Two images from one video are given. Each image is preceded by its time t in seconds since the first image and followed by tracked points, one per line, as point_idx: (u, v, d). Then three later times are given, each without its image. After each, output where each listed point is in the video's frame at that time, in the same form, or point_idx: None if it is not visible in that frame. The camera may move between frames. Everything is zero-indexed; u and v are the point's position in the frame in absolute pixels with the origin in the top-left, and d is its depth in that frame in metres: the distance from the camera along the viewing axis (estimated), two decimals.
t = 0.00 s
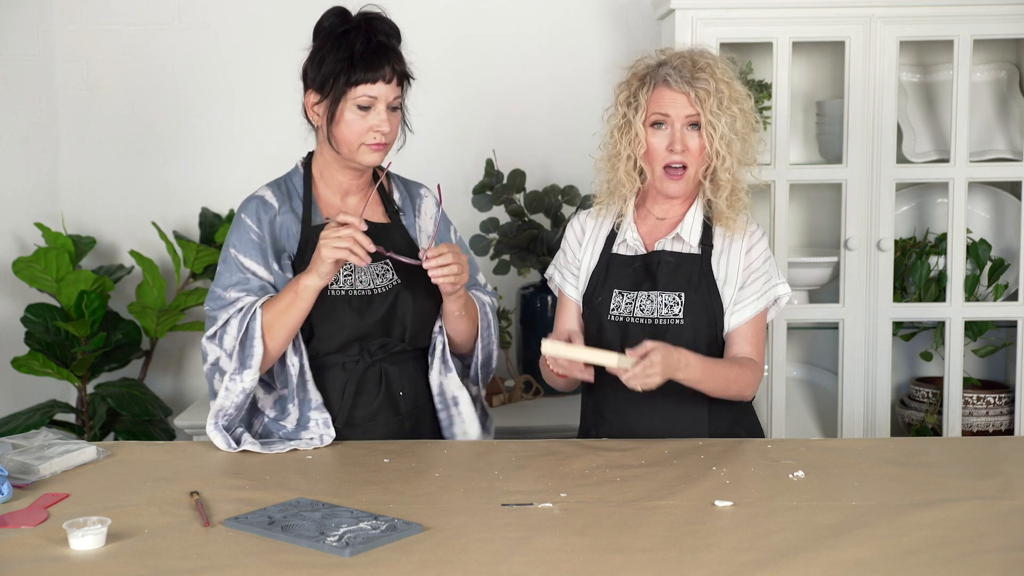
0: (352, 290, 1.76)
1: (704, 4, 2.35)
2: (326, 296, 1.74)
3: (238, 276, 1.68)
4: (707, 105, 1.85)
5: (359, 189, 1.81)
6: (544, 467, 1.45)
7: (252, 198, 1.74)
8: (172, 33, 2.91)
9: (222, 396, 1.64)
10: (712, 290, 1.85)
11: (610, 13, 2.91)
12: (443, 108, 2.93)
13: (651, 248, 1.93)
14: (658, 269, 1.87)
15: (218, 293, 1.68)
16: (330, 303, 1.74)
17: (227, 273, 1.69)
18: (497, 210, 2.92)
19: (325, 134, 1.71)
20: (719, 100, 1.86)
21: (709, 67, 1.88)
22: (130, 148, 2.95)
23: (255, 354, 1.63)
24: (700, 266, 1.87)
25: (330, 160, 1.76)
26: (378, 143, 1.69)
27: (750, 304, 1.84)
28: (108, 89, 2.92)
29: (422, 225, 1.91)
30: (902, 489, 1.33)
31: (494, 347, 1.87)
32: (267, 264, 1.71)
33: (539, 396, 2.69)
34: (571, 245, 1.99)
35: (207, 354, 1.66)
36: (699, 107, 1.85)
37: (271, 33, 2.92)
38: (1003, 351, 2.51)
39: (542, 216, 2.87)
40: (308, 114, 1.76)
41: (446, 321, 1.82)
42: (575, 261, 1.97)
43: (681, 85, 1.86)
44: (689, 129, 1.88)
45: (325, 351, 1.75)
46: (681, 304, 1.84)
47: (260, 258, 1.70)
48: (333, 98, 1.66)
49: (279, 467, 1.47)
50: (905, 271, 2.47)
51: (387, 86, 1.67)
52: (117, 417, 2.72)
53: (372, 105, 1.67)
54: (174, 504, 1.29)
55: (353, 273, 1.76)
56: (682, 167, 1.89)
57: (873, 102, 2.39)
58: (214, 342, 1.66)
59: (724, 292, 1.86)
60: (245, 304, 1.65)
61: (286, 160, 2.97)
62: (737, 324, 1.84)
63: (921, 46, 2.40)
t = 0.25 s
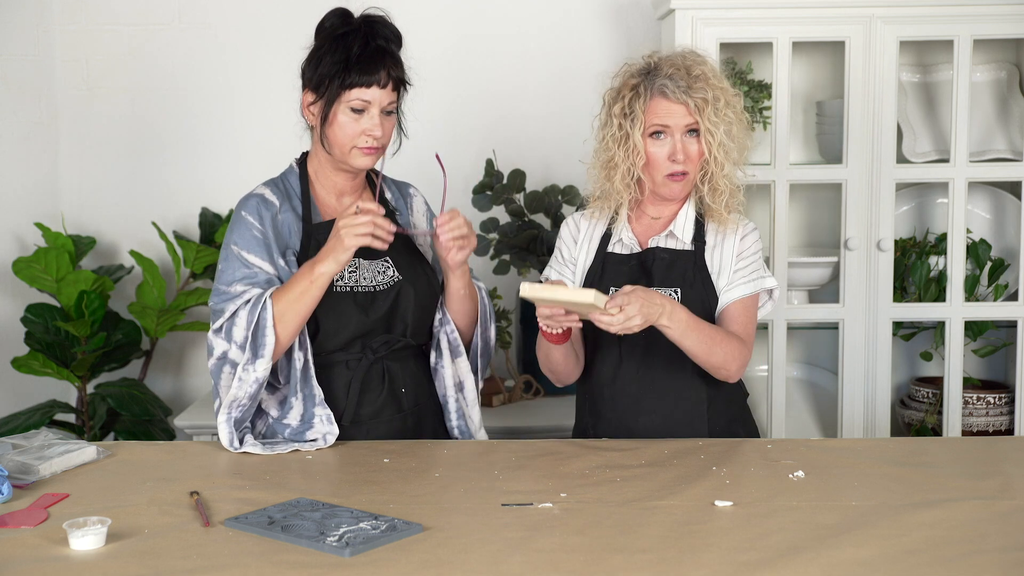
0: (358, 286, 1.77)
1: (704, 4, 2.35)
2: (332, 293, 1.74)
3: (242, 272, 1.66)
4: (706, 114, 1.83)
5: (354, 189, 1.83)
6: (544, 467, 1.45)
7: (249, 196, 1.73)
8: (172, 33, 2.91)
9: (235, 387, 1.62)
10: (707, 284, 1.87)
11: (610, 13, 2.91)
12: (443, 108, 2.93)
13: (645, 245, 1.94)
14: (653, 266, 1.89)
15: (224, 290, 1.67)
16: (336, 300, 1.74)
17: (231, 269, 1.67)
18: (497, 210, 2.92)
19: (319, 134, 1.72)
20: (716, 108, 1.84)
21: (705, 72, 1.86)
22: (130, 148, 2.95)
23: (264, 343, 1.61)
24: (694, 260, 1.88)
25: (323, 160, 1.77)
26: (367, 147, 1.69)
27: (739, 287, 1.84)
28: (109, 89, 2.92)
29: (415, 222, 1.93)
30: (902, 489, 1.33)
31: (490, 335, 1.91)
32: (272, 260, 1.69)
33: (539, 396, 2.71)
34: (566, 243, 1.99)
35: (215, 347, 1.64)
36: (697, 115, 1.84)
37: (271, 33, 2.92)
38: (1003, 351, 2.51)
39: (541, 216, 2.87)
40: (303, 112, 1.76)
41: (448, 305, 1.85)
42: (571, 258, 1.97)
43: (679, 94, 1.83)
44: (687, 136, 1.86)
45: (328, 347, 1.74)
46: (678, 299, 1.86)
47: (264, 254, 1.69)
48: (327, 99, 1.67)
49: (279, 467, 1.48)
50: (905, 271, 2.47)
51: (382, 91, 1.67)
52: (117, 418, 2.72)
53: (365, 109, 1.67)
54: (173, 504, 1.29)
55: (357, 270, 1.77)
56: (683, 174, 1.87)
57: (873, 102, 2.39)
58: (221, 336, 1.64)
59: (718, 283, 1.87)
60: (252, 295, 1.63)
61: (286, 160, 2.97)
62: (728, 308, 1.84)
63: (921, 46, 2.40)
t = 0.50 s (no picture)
0: (352, 283, 1.77)
1: (704, 4, 2.35)
2: (326, 291, 1.74)
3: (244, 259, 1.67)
4: (701, 127, 1.84)
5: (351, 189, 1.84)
6: (544, 468, 1.45)
7: (247, 192, 1.74)
8: (172, 33, 2.91)
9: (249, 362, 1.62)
10: (701, 286, 1.86)
11: (610, 13, 2.91)
12: (442, 109, 2.93)
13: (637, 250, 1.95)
14: (648, 267, 1.88)
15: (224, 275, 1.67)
16: (330, 298, 1.74)
17: (230, 256, 1.68)
18: (497, 211, 2.92)
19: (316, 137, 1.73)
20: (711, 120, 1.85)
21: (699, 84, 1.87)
22: (130, 148, 2.95)
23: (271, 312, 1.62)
24: (689, 262, 1.88)
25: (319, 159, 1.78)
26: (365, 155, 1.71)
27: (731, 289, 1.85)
28: (108, 89, 2.92)
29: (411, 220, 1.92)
30: (902, 489, 1.33)
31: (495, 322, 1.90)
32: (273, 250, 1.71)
33: (539, 396, 2.71)
34: (561, 249, 2.00)
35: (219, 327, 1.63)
36: (693, 129, 1.84)
37: (271, 33, 2.92)
38: (1003, 351, 2.51)
39: (541, 216, 2.87)
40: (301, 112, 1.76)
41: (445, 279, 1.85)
42: (566, 264, 1.98)
43: (675, 108, 1.83)
44: (683, 150, 1.86)
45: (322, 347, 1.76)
46: (673, 301, 1.85)
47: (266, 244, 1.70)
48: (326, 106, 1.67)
49: (280, 467, 1.48)
50: (904, 271, 2.47)
51: (381, 101, 1.68)
52: (117, 417, 2.72)
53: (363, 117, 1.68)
54: (173, 504, 1.29)
55: (353, 267, 1.77)
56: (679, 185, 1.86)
57: (873, 102, 2.39)
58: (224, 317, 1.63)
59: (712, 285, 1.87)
60: (254, 272, 1.65)
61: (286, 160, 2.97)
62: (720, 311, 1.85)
63: (921, 45, 2.40)
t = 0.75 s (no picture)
0: (345, 282, 1.77)
1: (704, 4, 2.35)
2: (317, 291, 1.75)
3: (240, 253, 1.67)
4: (696, 133, 1.84)
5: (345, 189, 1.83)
6: (544, 468, 1.45)
7: (242, 191, 1.75)
8: (171, 33, 2.91)
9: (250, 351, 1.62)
10: (699, 290, 1.87)
11: (610, 13, 2.91)
12: (442, 109, 2.93)
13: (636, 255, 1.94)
14: (646, 271, 1.88)
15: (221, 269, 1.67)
16: (324, 297, 1.74)
17: (227, 252, 1.68)
18: (497, 211, 2.92)
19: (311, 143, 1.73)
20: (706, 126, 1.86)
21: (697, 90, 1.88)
22: (130, 148, 2.95)
23: (267, 297, 1.61)
24: (687, 268, 1.88)
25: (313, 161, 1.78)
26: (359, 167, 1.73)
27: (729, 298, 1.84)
28: (109, 89, 2.92)
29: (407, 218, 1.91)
30: (902, 489, 1.33)
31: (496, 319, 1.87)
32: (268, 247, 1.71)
33: (539, 396, 2.72)
34: (559, 253, 1.98)
35: (218, 318, 1.63)
36: (688, 134, 1.85)
37: (272, 33, 2.92)
38: (1003, 351, 2.51)
39: (541, 216, 2.87)
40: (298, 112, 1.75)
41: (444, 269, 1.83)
42: (564, 266, 1.96)
43: (670, 112, 1.84)
44: (677, 155, 1.87)
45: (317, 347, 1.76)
46: (669, 304, 1.85)
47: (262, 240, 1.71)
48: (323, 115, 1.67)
49: (279, 467, 1.48)
50: (904, 271, 2.47)
51: (379, 114, 1.68)
52: (117, 417, 2.72)
53: (359, 130, 1.69)
54: (174, 504, 1.29)
55: (348, 265, 1.77)
56: (672, 191, 1.88)
57: (873, 103, 2.39)
58: (221, 308, 1.63)
59: (710, 292, 1.87)
60: (248, 263, 1.64)
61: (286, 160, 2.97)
62: (717, 318, 1.84)
63: (921, 46, 2.40)
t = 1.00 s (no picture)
0: (342, 281, 1.76)
1: (704, 4, 2.35)
2: (315, 290, 1.74)
3: (238, 252, 1.67)
4: (679, 120, 1.85)
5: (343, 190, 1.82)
6: (544, 467, 1.45)
7: (238, 190, 1.75)
8: (171, 33, 2.91)
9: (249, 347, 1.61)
10: (697, 289, 1.87)
11: (610, 13, 2.91)
12: (442, 109, 2.93)
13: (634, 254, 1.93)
14: (643, 269, 1.88)
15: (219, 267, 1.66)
16: (322, 297, 1.74)
17: (223, 250, 1.67)
18: (497, 211, 2.92)
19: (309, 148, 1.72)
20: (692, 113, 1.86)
21: (690, 81, 1.89)
22: (130, 148, 2.95)
23: (265, 292, 1.61)
24: (685, 266, 1.88)
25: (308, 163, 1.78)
26: (354, 171, 1.74)
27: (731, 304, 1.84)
28: (109, 89, 2.92)
29: (405, 219, 1.91)
30: (902, 489, 1.33)
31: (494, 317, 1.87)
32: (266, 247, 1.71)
33: (539, 396, 2.72)
34: (555, 250, 1.99)
35: (216, 314, 1.62)
36: (671, 121, 1.86)
37: (272, 33, 2.92)
38: (1003, 352, 2.51)
39: (541, 216, 2.87)
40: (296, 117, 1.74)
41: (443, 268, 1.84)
42: (560, 264, 1.98)
43: (657, 97, 1.86)
44: (660, 141, 1.88)
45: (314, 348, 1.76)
46: (667, 303, 1.85)
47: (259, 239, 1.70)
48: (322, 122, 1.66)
49: (279, 467, 1.48)
50: (905, 271, 2.47)
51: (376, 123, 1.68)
52: (117, 417, 2.72)
53: (356, 137, 1.68)
54: (174, 504, 1.29)
55: (344, 265, 1.77)
56: (651, 176, 1.88)
57: (873, 103, 2.39)
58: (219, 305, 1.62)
59: (709, 292, 1.87)
60: (246, 260, 1.64)
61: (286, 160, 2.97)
62: (719, 323, 1.85)
63: (921, 46, 2.40)
